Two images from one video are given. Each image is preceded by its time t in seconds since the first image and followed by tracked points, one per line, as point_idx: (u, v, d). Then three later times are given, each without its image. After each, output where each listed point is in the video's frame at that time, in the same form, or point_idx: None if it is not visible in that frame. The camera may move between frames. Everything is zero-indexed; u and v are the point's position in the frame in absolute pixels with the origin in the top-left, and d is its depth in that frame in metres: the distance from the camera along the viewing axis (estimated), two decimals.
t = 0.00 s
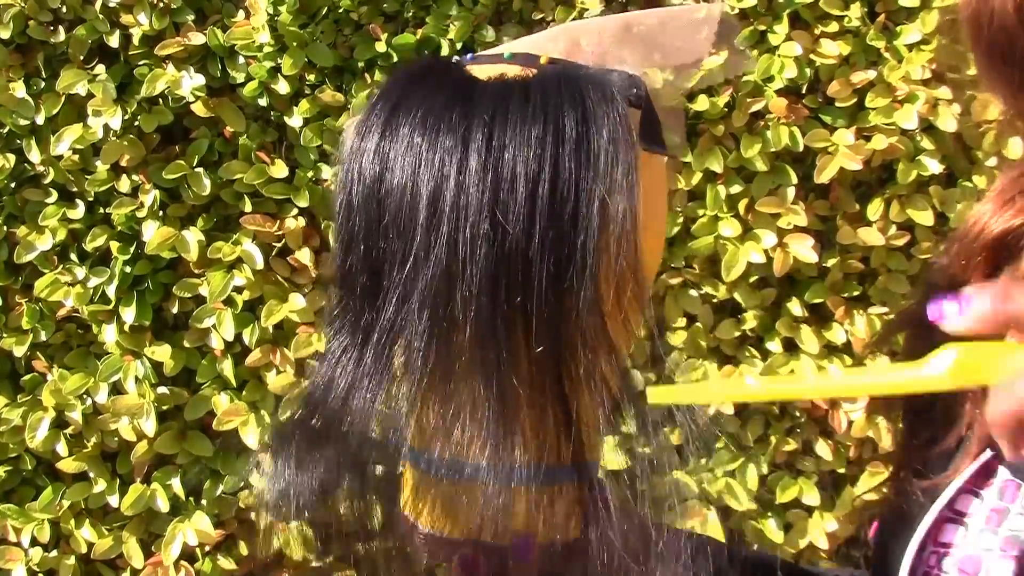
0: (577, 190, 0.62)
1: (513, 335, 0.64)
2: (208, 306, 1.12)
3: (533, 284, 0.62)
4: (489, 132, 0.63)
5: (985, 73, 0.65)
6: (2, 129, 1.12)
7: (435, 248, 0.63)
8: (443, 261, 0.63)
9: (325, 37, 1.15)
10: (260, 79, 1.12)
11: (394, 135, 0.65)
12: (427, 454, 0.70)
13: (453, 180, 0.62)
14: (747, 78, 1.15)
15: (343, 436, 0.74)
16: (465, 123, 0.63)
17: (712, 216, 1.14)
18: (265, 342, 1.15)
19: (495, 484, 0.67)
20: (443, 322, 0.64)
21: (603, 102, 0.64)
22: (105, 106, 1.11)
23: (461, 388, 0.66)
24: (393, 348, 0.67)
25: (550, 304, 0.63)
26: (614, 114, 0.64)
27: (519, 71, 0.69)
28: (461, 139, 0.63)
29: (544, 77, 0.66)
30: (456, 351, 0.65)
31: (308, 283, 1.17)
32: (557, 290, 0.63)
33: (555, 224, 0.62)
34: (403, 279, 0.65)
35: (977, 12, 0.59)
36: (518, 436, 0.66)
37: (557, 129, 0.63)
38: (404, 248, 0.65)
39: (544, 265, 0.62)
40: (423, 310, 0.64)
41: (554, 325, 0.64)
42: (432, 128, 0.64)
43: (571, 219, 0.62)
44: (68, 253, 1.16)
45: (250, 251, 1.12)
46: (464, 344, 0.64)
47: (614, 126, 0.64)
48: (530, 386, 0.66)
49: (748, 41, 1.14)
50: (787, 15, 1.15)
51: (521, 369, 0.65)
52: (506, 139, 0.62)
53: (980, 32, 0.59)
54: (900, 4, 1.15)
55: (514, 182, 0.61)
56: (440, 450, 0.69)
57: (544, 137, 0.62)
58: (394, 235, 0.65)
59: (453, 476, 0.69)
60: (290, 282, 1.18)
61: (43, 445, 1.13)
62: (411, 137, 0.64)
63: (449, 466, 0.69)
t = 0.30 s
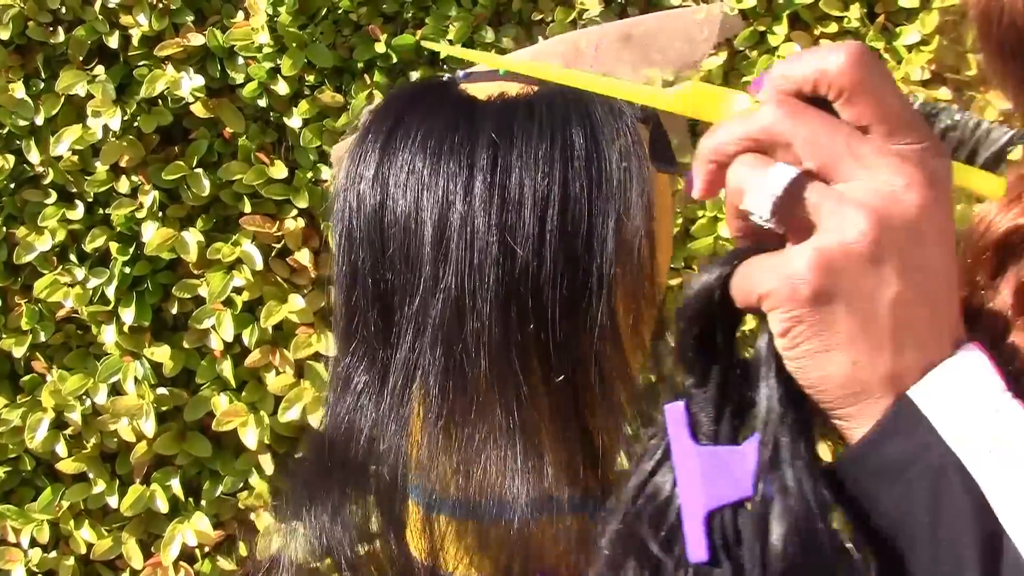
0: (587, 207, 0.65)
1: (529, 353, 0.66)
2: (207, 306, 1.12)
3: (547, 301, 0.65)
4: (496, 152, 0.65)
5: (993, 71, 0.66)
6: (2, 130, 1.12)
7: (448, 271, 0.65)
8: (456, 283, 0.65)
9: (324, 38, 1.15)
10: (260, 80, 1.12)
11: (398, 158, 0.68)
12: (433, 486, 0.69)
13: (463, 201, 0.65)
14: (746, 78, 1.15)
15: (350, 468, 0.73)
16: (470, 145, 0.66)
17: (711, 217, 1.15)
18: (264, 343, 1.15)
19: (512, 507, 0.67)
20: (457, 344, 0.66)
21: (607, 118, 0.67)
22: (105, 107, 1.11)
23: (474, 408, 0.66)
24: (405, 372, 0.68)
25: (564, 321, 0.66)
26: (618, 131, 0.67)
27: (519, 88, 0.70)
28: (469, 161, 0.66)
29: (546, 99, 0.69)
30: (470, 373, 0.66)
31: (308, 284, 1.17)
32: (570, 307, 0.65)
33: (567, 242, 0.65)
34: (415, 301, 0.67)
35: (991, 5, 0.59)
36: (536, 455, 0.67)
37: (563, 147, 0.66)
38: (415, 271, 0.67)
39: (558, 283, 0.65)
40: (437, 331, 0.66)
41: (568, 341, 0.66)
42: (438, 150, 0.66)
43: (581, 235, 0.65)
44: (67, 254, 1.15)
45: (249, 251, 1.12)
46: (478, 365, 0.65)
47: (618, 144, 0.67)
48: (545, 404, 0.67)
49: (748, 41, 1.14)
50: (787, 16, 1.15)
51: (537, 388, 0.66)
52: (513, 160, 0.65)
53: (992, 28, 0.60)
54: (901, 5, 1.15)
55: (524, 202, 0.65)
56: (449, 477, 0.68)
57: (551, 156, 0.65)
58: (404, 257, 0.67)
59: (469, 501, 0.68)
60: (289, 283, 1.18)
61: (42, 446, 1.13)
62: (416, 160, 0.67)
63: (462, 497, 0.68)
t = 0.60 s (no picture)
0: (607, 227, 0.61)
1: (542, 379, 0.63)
2: (208, 307, 1.12)
3: (564, 326, 0.62)
4: (513, 166, 0.61)
5: (993, 70, 0.67)
6: (2, 130, 1.12)
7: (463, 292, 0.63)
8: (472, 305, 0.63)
9: (325, 39, 1.15)
10: (260, 80, 1.12)
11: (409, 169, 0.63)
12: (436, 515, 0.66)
13: (478, 214, 0.61)
14: (747, 79, 1.15)
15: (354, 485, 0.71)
16: (486, 158, 0.61)
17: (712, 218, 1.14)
18: (265, 343, 1.15)
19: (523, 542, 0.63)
20: (470, 369, 0.63)
21: (629, 127, 0.62)
22: (105, 108, 1.11)
23: (483, 441, 0.63)
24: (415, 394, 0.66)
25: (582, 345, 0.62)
26: (642, 140, 0.62)
27: (536, 94, 0.65)
28: (484, 176, 0.61)
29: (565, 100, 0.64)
30: (482, 400, 0.63)
31: (309, 284, 1.17)
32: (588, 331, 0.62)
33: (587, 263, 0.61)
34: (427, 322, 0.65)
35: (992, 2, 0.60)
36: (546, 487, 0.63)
37: (585, 160, 0.61)
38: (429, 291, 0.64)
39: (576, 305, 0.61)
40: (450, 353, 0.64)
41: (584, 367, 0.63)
42: (451, 163, 0.62)
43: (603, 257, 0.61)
44: (68, 255, 1.15)
45: (250, 252, 1.12)
46: (489, 393, 0.62)
47: (643, 156, 0.62)
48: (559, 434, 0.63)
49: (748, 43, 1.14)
50: (787, 16, 1.15)
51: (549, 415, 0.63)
52: (532, 174, 0.61)
53: (993, 26, 0.61)
54: (901, 6, 1.15)
55: (542, 222, 0.60)
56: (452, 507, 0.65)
57: (573, 171, 0.60)
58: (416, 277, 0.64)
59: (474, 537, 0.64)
60: (290, 283, 1.17)
61: (43, 447, 1.13)
62: (428, 175, 0.62)
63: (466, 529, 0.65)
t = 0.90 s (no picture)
0: (580, 209, 0.62)
1: (525, 365, 0.64)
2: (208, 307, 1.12)
3: (543, 310, 0.63)
4: (482, 154, 0.61)
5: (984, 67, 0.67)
6: (2, 131, 1.12)
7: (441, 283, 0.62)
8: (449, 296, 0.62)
9: (325, 39, 1.15)
10: (260, 80, 1.12)
11: (382, 162, 0.63)
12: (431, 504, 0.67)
13: (451, 199, 0.61)
14: (747, 79, 1.15)
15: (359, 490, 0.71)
16: (456, 146, 0.62)
17: (712, 217, 1.14)
18: (265, 344, 1.15)
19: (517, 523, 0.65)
20: (453, 359, 0.64)
21: (596, 111, 0.63)
22: (105, 108, 1.11)
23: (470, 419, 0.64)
24: (397, 386, 0.66)
25: (560, 327, 0.64)
26: (608, 121, 0.63)
27: (505, 84, 0.66)
28: (455, 164, 0.61)
29: (534, 89, 0.65)
30: (467, 386, 0.64)
31: (308, 285, 1.16)
32: (567, 313, 0.64)
33: (561, 247, 0.62)
34: (405, 315, 0.64)
35: None
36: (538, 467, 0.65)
37: (553, 143, 0.61)
38: (405, 285, 0.63)
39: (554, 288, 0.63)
40: (431, 343, 0.64)
41: (561, 351, 0.64)
42: (424, 153, 0.62)
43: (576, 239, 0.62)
44: (68, 255, 1.15)
45: (250, 252, 1.12)
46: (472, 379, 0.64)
47: (610, 137, 0.63)
48: (544, 414, 0.65)
49: (748, 43, 1.14)
50: (787, 17, 1.15)
51: (535, 397, 0.65)
52: (503, 161, 0.61)
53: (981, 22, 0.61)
54: (901, 6, 1.15)
55: (516, 208, 0.61)
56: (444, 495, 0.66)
57: (542, 155, 0.61)
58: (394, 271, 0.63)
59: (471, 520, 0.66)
60: (290, 284, 1.17)
61: (43, 447, 1.13)
62: (401, 166, 0.62)
63: (462, 513, 0.66)
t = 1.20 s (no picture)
0: (534, 211, 0.58)
1: (484, 377, 0.60)
2: (208, 306, 1.12)
3: (500, 320, 0.59)
4: (434, 155, 0.58)
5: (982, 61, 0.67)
6: (2, 130, 1.12)
7: (393, 290, 0.59)
8: (402, 303, 0.59)
9: (325, 38, 1.15)
10: (260, 80, 1.12)
11: (336, 166, 0.61)
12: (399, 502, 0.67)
13: (402, 199, 0.58)
14: (747, 78, 1.15)
15: (321, 496, 0.69)
16: (408, 147, 0.59)
17: (712, 217, 1.15)
18: (264, 343, 1.15)
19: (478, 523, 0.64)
20: (408, 368, 0.61)
21: (549, 112, 0.61)
22: (105, 107, 1.11)
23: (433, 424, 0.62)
24: (355, 395, 0.64)
25: (517, 339, 0.60)
26: (562, 124, 0.61)
27: (461, 86, 0.64)
28: (406, 167, 0.58)
29: (490, 89, 0.62)
30: (425, 395, 0.61)
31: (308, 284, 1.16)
32: (525, 324, 0.60)
33: (515, 245, 0.58)
34: (359, 323, 0.61)
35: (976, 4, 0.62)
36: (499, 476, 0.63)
37: (505, 144, 0.59)
38: (359, 293, 0.60)
39: (508, 297, 0.59)
40: (387, 352, 0.61)
41: (520, 362, 0.61)
42: (376, 155, 0.60)
43: (532, 244, 0.58)
44: (68, 254, 1.15)
45: (250, 251, 1.12)
46: (429, 390, 0.61)
47: (565, 139, 0.60)
48: (504, 427, 0.62)
49: (748, 42, 1.14)
50: (787, 16, 1.15)
51: (496, 409, 0.62)
52: (455, 162, 0.58)
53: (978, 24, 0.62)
54: (901, 5, 1.15)
55: (467, 210, 0.58)
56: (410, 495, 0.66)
57: (495, 153, 0.58)
58: (346, 277, 0.60)
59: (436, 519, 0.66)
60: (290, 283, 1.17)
61: (43, 446, 1.13)
62: (354, 167, 0.60)
63: (430, 508, 0.65)
